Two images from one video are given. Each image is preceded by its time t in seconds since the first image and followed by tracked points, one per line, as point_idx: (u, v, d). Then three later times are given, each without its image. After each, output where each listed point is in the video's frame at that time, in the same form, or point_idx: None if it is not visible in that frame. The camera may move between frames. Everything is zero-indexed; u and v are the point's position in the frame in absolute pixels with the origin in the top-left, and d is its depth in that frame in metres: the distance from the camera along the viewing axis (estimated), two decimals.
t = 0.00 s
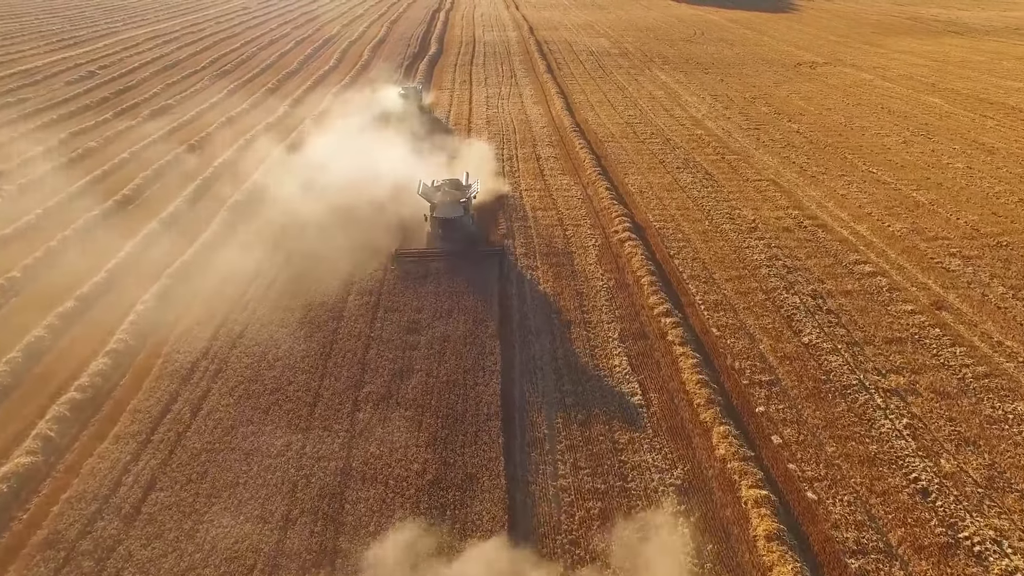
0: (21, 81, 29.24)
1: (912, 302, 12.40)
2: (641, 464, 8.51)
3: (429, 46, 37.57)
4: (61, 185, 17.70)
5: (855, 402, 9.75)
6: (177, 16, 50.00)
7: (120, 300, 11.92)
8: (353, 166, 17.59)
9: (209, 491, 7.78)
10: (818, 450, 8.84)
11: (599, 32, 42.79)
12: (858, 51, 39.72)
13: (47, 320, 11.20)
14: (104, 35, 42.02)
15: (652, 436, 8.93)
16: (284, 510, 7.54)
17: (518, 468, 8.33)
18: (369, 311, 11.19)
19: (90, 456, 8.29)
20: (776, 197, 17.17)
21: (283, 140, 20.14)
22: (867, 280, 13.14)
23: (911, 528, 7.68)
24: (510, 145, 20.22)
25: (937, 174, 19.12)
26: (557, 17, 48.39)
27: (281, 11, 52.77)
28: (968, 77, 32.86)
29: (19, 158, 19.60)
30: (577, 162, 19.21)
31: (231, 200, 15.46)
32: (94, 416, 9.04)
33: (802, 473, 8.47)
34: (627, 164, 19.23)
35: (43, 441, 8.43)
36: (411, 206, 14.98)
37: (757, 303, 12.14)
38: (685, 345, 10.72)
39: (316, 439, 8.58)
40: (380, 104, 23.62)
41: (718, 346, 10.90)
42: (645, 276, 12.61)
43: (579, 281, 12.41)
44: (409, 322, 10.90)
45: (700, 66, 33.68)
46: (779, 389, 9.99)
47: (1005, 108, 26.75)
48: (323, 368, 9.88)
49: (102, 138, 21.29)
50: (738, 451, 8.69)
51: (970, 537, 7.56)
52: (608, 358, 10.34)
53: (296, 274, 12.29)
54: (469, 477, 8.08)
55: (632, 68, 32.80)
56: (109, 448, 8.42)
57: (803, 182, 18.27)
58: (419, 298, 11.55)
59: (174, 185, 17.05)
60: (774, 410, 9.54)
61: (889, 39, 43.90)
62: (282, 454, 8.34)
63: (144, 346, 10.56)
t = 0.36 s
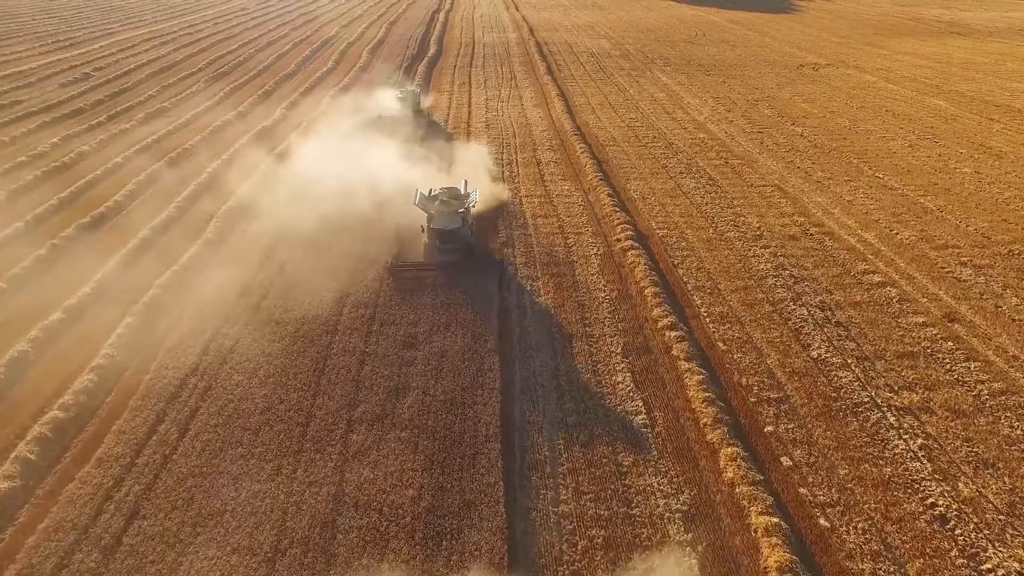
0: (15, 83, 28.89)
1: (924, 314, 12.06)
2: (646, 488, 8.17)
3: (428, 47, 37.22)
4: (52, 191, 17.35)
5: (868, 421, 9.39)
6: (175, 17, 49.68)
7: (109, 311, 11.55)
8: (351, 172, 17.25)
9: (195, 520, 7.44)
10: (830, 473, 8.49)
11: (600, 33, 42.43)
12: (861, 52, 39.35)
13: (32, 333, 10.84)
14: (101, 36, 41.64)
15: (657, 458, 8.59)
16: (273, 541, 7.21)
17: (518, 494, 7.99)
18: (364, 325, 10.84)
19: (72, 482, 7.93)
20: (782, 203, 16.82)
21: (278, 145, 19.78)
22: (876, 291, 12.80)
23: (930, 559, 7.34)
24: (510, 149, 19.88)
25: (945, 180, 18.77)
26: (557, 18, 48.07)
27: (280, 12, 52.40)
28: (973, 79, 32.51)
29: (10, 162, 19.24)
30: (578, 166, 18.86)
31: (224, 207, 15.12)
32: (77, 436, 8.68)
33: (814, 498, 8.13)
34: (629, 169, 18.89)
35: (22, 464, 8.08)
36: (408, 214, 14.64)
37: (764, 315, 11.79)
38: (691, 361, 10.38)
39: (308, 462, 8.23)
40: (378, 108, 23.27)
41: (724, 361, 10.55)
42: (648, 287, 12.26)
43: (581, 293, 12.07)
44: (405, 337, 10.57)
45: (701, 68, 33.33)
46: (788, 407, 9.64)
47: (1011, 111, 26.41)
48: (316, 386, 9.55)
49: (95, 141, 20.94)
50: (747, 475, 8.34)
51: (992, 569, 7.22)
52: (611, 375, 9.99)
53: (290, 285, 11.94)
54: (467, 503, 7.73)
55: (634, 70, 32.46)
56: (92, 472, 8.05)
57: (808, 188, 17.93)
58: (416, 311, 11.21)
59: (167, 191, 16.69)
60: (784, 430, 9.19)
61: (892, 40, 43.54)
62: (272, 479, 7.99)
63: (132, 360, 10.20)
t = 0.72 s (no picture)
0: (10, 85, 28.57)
1: (935, 326, 11.73)
2: (652, 512, 7.85)
3: (427, 48, 36.91)
4: (44, 197, 17.03)
5: (880, 441, 9.07)
6: (173, 18, 49.36)
7: (97, 323, 11.24)
8: (348, 178, 16.95)
9: (180, 550, 7.12)
10: (843, 497, 8.17)
11: (601, 34, 42.12)
12: (864, 54, 39.02)
13: (18, 346, 10.52)
14: (97, 37, 41.29)
15: (662, 481, 8.27)
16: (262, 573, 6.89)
17: (518, 520, 7.67)
18: (359, 339, 10.52)
19: (52, 509, 7.60)
20: (787, 210, 16.50)
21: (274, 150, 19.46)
22: (885, 301, 12.48)
23: None
24: (510, 154, 19.57)
25: (952, 185, 18.46)
26: (557, 19, 47.79)
27: (278, 13, 52.09)
28: (977, 81, 32.21)
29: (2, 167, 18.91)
30: (579, 171, 18.54)
31: (217, 215, 14.80)
32: (60, 458, 8.36)
33: (827, 524, 7.81)
34: (631, 174, 18.57)
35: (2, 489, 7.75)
36: (405, 222, 14.31)
37: (770, 328, 11.46)
38: (696, 377, 10.06)
39: (300, 487, 7.90)
40: (375, 113, 22.96)
41: (731, 377, 10.23)
42: (651, 298, 11.94)
43: (582, 304, 11.75)
44: (402, 351, 10.25)
45: (703, 70, 33.02)
46: (797, 425, 9.32)
47: (1016, 114, 26.11)
48: (310, 404, 9.23)
49: (88, 146, 20.61)
50: (756, 499, 8.02)
51: None
52: (614, 392, 9.67)
53: (284, 297, 11.63)
54: (465, 531, 7.41)
55: (635, 72, 32.12)
56: (74, 497, 7.73)
57: (813, 194, 17.61)
58: (412, 325, 10.89)
59: (160, 197, 16.38)
60: (794, 450, 8.87)
61: (895, 41, 43.23)
62: (262, 505, 7.67)
63: (120, 375, 9.89)
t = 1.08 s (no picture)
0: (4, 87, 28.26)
1: (947, 337, 11.41)
2: (658, 538, 7.53)
3: (426, 50, 36.57)
4: (34, 202, 16.72)
5: (893, 460, 8.75)
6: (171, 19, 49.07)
7: (85, 334, 10.93)
8: (344, 185, 16.63)
9: None
10: (856, 521, 7.86)
11: (601, 35, 41.81)
12: (866, 55, 38.73)
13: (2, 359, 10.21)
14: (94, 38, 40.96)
15: (667, 504, 7.96)
16: None
17: (518, 546, 7.35)
18: (354, 353, 10.21)
19: (31, 535, 7.29)
20: (791, 215, 16.19)
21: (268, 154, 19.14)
22: (895, 312, 12.16)
23: None
24: (509, 158, 19.26)
25: (960, 190, 18.14)
26: (557, 19, 47.50)
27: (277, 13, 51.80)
28: (981, 82, 31.92)
29: None
30: (580, 176, 18.23)
31: (209, 223, 14.48)
32: (41, 480, 8.05)
33: (840, 551, 7.49)
34: (633, 179, 18.26)
35: None
36: (402, 231, 13.99)
37: (777, 341, 11.14)
38: (701, 392, 9.74)
39: (291, 512, 7.58)
40: (373, 117, 22.64)
41: (737, 392, 9.91)
42: (655, 309, 11.62)
43: (584, 315, 11.43)
44: (398, 366, 9.94)
45: (704, 71, 32.72)
46: (807, 443, 9.00)
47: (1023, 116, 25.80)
48: (302, 422, 8.91)
49: (81, 149, 20.29)
50: (766, 524, 7.70)
51: None
52: (617, 408, 9.35)
53: (278, 308, 11.32)
54: (463, 559, 7.10)
55: (635, 74, 31.81)
56: (55, 523, 7.42)
57: (818, 199, 17.30)
58: (409, 338, 10.58)
59: (152, 203, 16.06)
60: (804, 470, 8.55)
61: (897, 42, 42.93)
62: (250, 531, 7.35)
63: (107, 390, 9.58)
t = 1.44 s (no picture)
0: None
1: (958, 348, 11.14)
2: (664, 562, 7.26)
3: (426, 51, 36.28)
4: (26, 206, 16.44)
5: (904, 478, 8.48)
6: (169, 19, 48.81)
7: (73, 346, 10.64)
8: (342, 191, 16.37)
9: None
10: (868, 543, 7.59)
11: (601, 36, 41.53)
12: (869, 56, 38.47)
13: None
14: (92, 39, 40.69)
15: (672, 526, 7.68)
16: None
17: (518, 571, 7.08)
18: (350, 367, 9.93)
19: (11, 560, 7.02)
20: (796, 221, 15.91)
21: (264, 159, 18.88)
22: (903, 321, 11.88)
23: None
24: (509, 161, 18.98)
25: (967, 194, 17.87)
26: (557, 20, 47.22)
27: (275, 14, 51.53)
28: (985, 84, 31.64)
29: None
30: (581, 180, 17.96)
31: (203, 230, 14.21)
32: (24, 500, 7.78)
33: None
34: (635, 183, 17.98)
35: None
36: (399, 239, 13.72)
37: (783, 352, 10.86)
38: (706, 407, 9.47)
39: (282, 535, 7.31)
40: (370, 121, 22.38)
41: (742, 406, 9.64)
42: (658, 320, 11.35)
43: (586, 326, 11.16)
44: (395, 380, 9.66)
45: (706, 73, 32.46)
46: (815, 460, 8.73)
47: None
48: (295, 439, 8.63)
49: (75, 152, 20.00)
50: (775, 547, 7.42)
51: None
52: (619, 424, 9.07)
53: (271, 319, 11.04)
54: None
55: (636, 76, 31.53)
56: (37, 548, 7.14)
57: (823, 204, 17.03)
58: (405, 350, 10.30)
59: (145, 209, 15.79)
60: (813, 489, 8.27)
61: (899, 43, 42.67)
62: (240, 556, 7.08)
63: (94, 405, 9.30)
